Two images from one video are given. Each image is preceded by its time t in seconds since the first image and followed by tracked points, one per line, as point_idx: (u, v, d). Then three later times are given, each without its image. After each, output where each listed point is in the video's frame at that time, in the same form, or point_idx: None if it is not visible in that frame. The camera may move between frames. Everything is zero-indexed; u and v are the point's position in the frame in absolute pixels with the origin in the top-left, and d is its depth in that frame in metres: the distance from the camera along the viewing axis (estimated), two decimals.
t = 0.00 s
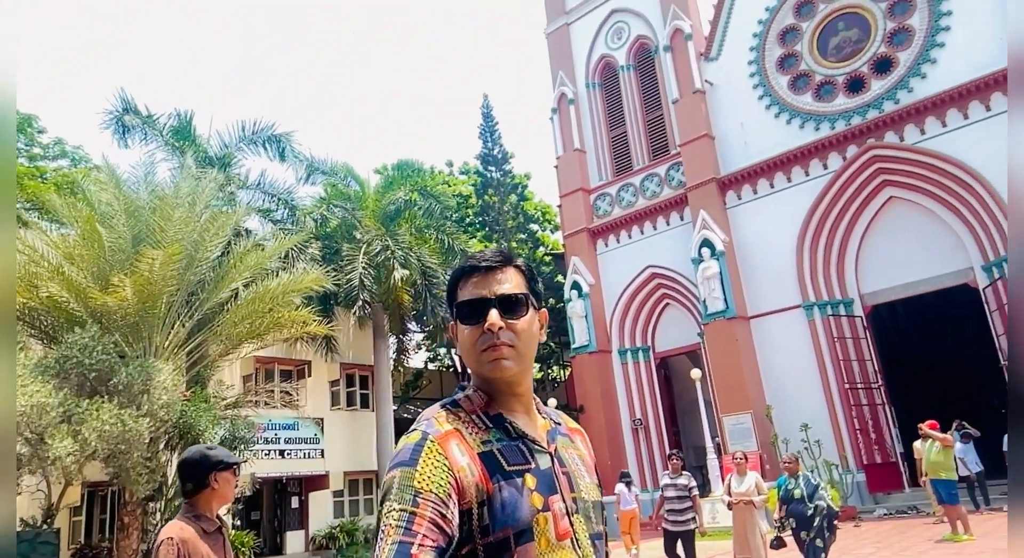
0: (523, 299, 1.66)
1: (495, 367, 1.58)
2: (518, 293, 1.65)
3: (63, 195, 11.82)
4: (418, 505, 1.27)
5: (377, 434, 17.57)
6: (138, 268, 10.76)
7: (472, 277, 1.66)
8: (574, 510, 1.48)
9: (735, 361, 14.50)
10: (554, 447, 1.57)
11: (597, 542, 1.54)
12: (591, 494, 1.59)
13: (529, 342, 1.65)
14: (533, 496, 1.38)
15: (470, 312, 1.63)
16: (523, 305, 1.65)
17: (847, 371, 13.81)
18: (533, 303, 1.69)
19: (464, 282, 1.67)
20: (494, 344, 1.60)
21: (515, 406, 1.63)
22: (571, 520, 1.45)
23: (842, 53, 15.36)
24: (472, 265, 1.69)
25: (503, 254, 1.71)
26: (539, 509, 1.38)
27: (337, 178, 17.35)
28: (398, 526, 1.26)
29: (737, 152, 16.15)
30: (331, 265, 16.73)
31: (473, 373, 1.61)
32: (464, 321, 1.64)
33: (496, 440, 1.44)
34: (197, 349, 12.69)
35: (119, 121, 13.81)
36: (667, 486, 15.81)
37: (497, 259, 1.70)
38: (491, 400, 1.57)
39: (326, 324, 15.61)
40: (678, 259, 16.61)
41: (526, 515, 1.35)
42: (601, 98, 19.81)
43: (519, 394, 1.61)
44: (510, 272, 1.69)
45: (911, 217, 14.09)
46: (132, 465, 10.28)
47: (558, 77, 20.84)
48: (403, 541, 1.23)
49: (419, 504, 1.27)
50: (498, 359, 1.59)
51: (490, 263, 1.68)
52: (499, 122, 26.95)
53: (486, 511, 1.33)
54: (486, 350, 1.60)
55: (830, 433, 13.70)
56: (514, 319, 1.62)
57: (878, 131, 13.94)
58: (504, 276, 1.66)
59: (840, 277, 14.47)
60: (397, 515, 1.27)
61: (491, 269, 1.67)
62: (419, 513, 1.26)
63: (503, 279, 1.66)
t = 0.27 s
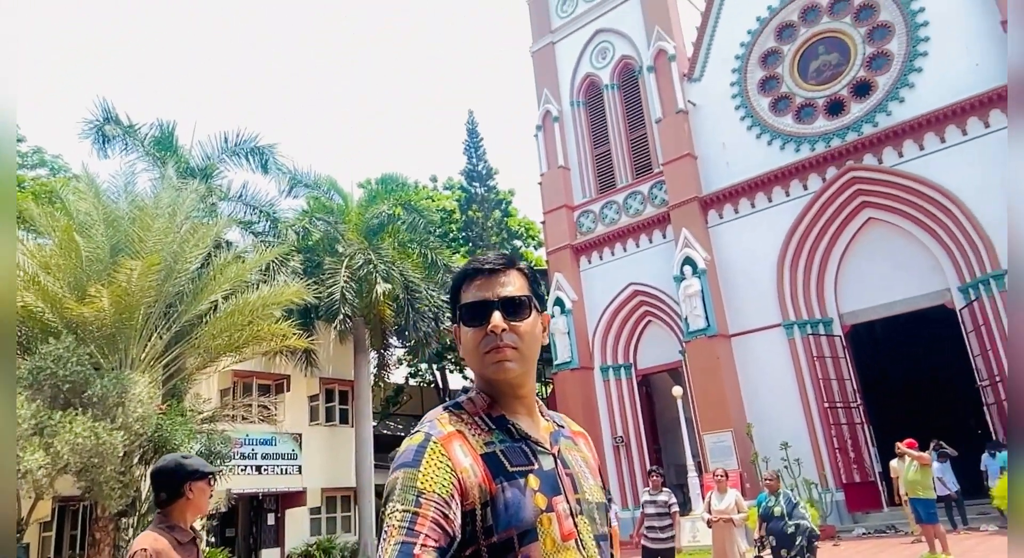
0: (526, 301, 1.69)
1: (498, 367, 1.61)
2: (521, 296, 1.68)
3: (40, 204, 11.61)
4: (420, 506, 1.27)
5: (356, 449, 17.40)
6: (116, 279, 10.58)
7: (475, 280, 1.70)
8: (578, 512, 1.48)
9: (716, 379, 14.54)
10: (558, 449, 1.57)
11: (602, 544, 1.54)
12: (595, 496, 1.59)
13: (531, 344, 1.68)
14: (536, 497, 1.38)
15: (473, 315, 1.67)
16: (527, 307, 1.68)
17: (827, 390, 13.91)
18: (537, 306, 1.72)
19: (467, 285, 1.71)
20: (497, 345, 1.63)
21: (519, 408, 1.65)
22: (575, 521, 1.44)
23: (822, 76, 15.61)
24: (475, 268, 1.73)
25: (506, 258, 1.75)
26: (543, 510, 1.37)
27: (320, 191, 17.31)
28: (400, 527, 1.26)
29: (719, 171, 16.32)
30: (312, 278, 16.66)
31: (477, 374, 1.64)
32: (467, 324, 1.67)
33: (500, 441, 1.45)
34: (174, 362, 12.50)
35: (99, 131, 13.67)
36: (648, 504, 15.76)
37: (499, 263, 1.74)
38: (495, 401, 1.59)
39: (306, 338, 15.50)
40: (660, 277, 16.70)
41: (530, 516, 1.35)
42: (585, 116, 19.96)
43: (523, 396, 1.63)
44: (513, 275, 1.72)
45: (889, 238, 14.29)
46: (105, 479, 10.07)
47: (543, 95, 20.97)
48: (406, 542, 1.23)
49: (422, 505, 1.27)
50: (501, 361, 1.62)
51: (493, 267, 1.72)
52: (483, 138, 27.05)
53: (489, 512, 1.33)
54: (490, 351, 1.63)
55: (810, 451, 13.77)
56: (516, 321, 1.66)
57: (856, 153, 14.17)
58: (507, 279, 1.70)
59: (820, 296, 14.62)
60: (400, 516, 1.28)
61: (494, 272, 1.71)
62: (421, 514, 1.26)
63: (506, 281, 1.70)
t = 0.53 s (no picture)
0: (527, 304, 1.73)
1: (499, 369, 1.65)
2: (523, 299, 1.73)
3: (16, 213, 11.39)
4: (423, 507, 1.26)
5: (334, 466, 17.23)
6: (92, 289, 10.41)
7: (478, 283, 1.74)
8: (580, 514, 1.49)
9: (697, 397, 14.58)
10: (559, 452, 1.59)
11: (605, 547, 1.54)
12: (596, 498, 1.60)
13: (532, 347, 1.71)
14: (538, 498, 1.38)
15: (474, 318, 1.70)
16: (528, 310, 1.72)
17: (806, 409, 14.00)
18: (537, 309, 1.77)
19: (469, 289, 1.75)
20: (500, 348, 1.67)
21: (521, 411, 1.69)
22: (576, 523, 1.44)
23: (803, 99, 15.86)
24: (477, 273, 1.77)
25: (507, 262, 1.79)
26: (545, 511, 1.37)
27: (303, 204, 17.29)
28: (402, 528, 1.25)
29: (701, 191, 16.49)
30: (293, 291, 16.58)
31: (479, 377, 1.67)
32: (469, 326, 1.70)
33: (501, 444, 1.45)
34: (150, 375, 12.30)
35: (79, 141, 13.51)
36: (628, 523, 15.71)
37: (502, 267, 1.78)
38: (496, 404, 1.61)
39: (285, 351, 15.38)
40: (642, 295, 16.77)
41: (532, 517, 1.35)
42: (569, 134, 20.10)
43: (525, 399, 1.66)
44: (514, 278, 1.76)
45: (868, 259, 14.48)
46: (76, 494, 9.86)
47: (528, 112, 21.09)
48: (408, 544, 1.22)
49: (424, 506, 1.27)
50: (503, 363, 1.66)
51: (495, 270, 1.76)
52: (467, 154, 27.13)
53: (491, 512, 1.33)
54: (492, 354, 1.67)
55: (789, 470, 13.83)
56: (518, 324, 1.69)
57: (836, 175, 14.40)
58: (509, 283, 1.74)
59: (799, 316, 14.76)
60: (402, 517, 1.27)
61: (496, 274, 1.75)
62: (424, 515, 1.25)
63: (508, 285, 1.74)
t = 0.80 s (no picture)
0: (528, 308, 1.76)
1: (500, 372, 1.67)
2: (524, 302, 1.75)
3: None
4: (425, 510, 1.27)
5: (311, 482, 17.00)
6: (68, 300, 10.21)
7: (480, 286, 1.77)
8: (582, 517, 1.49)
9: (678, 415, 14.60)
10: (560, 455, 1.60)
11: (609, 550, 1.54)
12: (598, 501, 1.60)
13: (533, 350, 1.74)
14: (540, 500, 1.38)
15: (476, 322, 1.73)
16: (529, 314, 1.74)
17: (786, 428, 14.07)
18: (538, 312, 1.79)
19: (471, 292, 1.78)
20: (501, 351, 1.69)
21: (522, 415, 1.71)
22: (578, 526, 1.45)
23: (783, 121, 16.09)
24: (479, 276, 1.79)
25: (509, 266, 1.82)
26: (546, 513, 1.38)
27: (284, 218, 17.24)
28: (405, 530, 1.25)
29: (683, 210, 16.64)
30: (273, 305, 16.47)
31: (480, 379, 1.70)
32: (470, 330, 1.73)
33: (502, 446, 1.46)
34: (125, 388, 12.09)
35: (58, 150, 13.34)
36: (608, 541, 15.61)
37: (503, 270, 1.81)
38: (498, 407, 1.63)
39: (264, 366, 15.23)
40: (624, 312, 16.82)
41: (534, 520, 1.36)
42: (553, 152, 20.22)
43: (525, 402, 1.68)
44: (515, 282, 1.79)
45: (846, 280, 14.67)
46: (46, 509, 9.61)
47: (512, 129, 21.17)
48: (411, 546, 1.23)
49: (426, 508, 1.27)
50: (504, 366, 1.68)
51: (497, 274, 1.78)
52: (451, 170, 27.20)
53: (493, 514, 1.33)
54: (493, 357, 1.69)
55: (769, 489, 13.86)
56: (518, 327, 1.72)
57: (815, 196, 14.60)
58: (509, 286, 1.77)
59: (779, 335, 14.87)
60: (404, 519, 1.27)
61: (498, 278, 1.78)
62: (426, 518, 1.26)
63: (509, 288, 1.77)
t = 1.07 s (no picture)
0: (529, 310, 1.80)
1: (501, 375, 1.71)
2: (525, 304, 1.80)
3: None
4: (426, 512, 1.30)
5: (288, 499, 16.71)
6: (43, 311, 9.94)
7: (480, 290, 1.81)
8: (582, 519, 1.54)
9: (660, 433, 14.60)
10: (561, 458, 1.64)
11: (609, 551, 1.59)
12: (598, 503, 1.65)
13: (533, 352, 1.78)
14: (539, 502, 1.43)
15: (477, 324, 1.77)
16: (530, 316, 1.78)
17: (765, 446, 14.12)
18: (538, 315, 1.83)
19: (472, 295, 1.82)
20: (501, 354, 1.73)
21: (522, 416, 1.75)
22: (577, 528, 1.49)
23: (763, 142, 16.28)
24: (480, 279, 1.83)
25: (510, 269, 1.86)
26: (547, 515, 1.42)
27: (266, 231, 17.08)
28: (406, 531, 1.28)
29: (665, 228, 16.77)
30: (253, 318, 16.28)
31: (481, 383, 1.74)
32: (471, 332, 1.77)
33: (503, 448, 1.50)
34: (99, 402, 11.83)
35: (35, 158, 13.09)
36: None
37: (504, 273, 1.85)
38: (498, 410, 1.67)
39: (242, 380, 15.02)
40: (606, 329, 16.85)
41: (534, 521, 1.40)
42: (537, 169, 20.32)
43: (526, 405, 1.73)
44: (516, 285, 1.83)
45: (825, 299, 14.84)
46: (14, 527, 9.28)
47: (496, 146, 21.24)
48: (413, 548, 1.25)
49: (428, 510, 1.30)
50: (504, 368, 1.72)
51: (498, 277, 1.83)
52: (435, 186, 27.22)
53: (493, 516, 1.37)
54: (494, 359, 1.73)
55: (749, 507, 13.87)
56: (519, 330, 1.75)
57: (795, 217, 14.78)
58: (510, 289, 1.81)
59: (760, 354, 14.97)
60: (406, 521, 1.30)
61: (499, 282, 1.82)
62: (427, 519, 1.28)
63: (510, 291, 1.81)
